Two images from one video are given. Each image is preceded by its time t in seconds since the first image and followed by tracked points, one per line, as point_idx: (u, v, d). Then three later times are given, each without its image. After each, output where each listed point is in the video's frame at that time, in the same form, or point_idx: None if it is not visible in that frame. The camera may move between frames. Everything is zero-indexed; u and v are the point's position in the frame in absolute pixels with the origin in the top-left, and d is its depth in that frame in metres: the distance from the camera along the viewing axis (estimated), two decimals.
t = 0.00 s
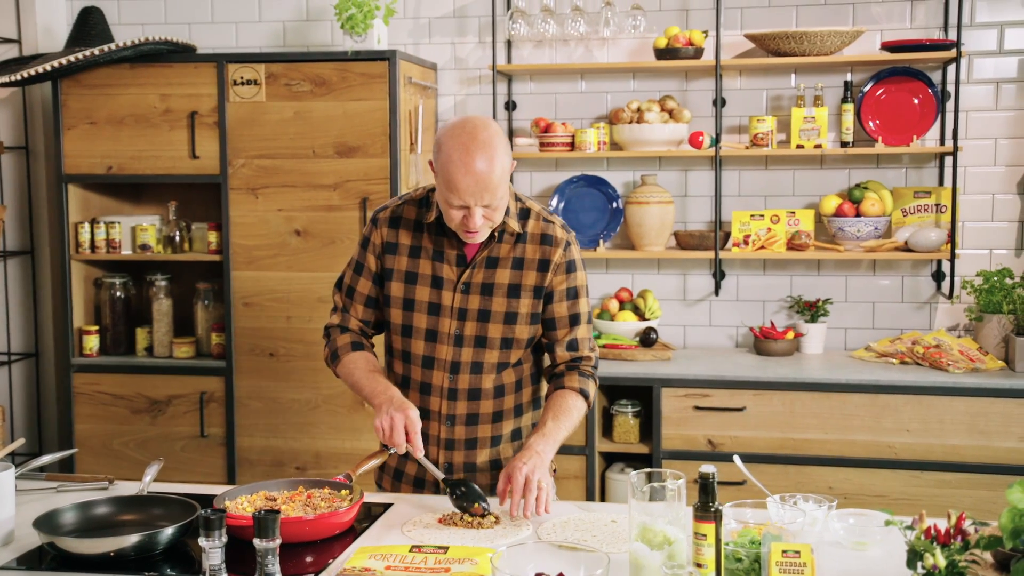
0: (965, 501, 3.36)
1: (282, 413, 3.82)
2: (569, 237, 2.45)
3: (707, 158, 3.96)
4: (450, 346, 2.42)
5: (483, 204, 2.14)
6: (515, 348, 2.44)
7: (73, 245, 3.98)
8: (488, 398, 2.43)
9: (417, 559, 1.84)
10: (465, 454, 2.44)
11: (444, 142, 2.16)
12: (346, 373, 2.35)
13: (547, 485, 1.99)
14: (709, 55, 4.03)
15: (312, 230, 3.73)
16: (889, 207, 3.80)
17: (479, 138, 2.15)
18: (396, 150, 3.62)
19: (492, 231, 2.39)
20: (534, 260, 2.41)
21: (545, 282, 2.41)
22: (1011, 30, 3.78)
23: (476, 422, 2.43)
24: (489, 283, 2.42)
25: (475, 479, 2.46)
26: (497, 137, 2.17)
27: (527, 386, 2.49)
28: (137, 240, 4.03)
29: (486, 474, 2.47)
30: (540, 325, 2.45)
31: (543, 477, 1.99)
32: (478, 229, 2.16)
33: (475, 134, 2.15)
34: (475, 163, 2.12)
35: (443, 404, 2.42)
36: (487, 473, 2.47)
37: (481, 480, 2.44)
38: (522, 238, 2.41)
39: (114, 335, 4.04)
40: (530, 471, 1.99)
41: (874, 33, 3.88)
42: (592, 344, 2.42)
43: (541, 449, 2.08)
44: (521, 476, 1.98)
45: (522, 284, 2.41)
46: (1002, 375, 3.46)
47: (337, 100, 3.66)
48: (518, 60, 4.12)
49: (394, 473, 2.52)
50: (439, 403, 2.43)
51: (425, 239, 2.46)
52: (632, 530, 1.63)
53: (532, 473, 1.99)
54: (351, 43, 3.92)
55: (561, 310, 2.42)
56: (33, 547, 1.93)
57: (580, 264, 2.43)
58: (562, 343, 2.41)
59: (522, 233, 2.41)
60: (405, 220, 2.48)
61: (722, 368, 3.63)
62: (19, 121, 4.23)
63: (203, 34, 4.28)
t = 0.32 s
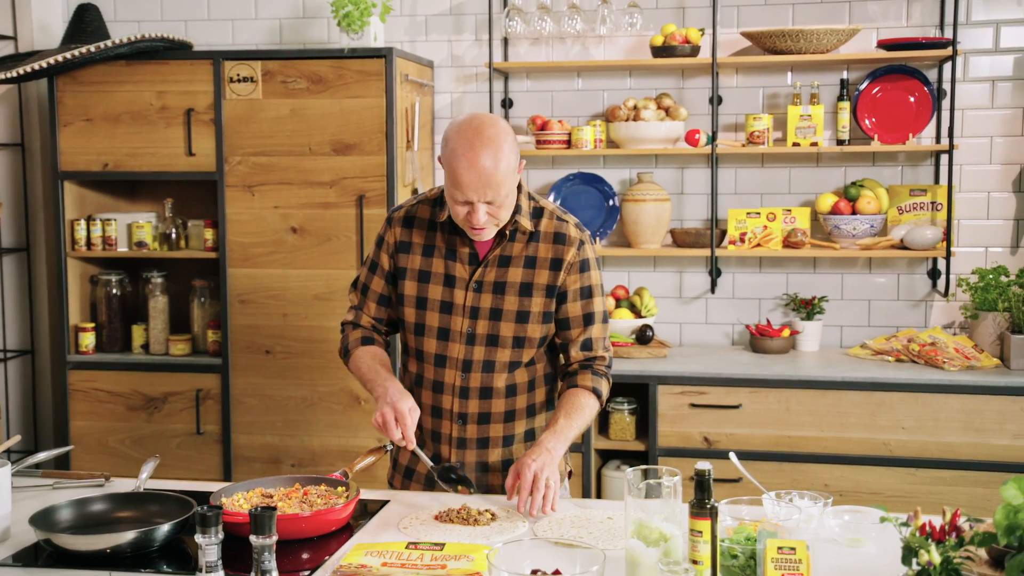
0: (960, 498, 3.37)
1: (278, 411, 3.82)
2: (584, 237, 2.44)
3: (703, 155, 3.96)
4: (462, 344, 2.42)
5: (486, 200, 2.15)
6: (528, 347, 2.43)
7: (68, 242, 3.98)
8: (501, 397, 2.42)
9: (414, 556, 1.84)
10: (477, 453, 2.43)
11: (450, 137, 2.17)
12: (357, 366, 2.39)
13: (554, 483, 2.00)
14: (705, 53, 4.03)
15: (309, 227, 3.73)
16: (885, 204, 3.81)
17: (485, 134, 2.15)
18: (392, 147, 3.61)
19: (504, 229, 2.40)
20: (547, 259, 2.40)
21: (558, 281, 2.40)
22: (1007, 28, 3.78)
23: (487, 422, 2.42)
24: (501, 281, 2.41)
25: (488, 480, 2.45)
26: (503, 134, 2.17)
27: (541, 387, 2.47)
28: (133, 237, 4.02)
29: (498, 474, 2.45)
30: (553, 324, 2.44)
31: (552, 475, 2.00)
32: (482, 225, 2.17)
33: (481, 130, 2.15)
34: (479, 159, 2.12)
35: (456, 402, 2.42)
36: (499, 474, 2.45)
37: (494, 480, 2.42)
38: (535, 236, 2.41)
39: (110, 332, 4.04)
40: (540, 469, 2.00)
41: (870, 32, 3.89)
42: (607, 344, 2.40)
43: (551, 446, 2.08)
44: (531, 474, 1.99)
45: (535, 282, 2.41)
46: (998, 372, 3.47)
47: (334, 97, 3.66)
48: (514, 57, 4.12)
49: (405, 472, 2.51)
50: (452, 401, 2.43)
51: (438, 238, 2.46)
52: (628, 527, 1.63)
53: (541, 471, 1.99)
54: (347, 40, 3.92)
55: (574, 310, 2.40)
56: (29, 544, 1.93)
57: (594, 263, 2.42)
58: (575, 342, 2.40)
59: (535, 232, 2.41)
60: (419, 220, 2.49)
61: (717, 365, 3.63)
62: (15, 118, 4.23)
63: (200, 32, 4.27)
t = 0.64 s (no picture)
0: (945, 494, 3.39)
1: (265, 407, 3.81)
2: (579, 229, 2.45)
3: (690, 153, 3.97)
4: (458, 339, 2.42)
5: (457, 188, 2.15)
6: (524, 340, 2.41)
7: (54, 238, 3.96)
8: (497, 392, 2.41)
9: (400, 552, 1.84)
10: (474, 448, 2.43)
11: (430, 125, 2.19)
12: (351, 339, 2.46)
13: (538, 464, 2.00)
14: (692, 50, 4.04)
15: (296, 223, 3.72)
16: (871, 202, 3.82)
17: (462, 123, 2.16)
18: (380, 143, 3.61)
19: (497, 222, 2.40)
20: (542, 252, 2.40)
21: (553, 274, 2.40)
22: (992, 27, 3.80)
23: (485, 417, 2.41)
24: (496, 275, 2.41)
25: (485, 477, 2.44)
26: (481, 125, 2.18)
27: (539, 383, 2.46)
28: (119, 234, 4.00)
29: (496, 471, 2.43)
30: (550, 317, 2.43)
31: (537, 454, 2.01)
32: (452, 213, 2.17)
33: (458, 119, 2.16)
34: (452, 146, 2.13)
35: (452, 397, 2.41)
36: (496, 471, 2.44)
37: (491, 477, 2.41)
38: (530, 229, 2.41)
39: (96, 329, 4.03)
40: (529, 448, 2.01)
41: (856, 30, 3.90)
42: (609, 332, 2.42)
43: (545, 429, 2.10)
44: (517, 448, 2.00)
45: (530, 275, 2.40)
46: (982, 369, 3.49)
47: (321, 94, 3.65)
48: (502, 54, 4.12)
49: (401, 470, 2.48)
50: (448, 396, 2.42)
51: (431, 234, 2.46)
52: (614, 523, 1.63)
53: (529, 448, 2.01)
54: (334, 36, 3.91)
55: (575, 302, 2.41)
56: (13, 541, 1.93)
57: (590, 255, 2.43)
58: (577, 333, 2.40)
59: (529, 224, 2.41)
60: (412, 217, 2.49)
61: (704, 362, 3.64)
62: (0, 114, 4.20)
63: (186, 27, 4.25)
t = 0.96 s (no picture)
0: (930, 491, 3.41)
1: (253, 405, 3.80)
2: (552, 209, 2.45)
3: (678, 151, 3.97)
4: (441, 330, 2.40)
5: (449, 161, 2.15)
6: (508, 325, 2.40)
7: (40, 235, 3.95)
8: (483, 380, 2.39)
9: (387, 550, 1.84)
10: (462, 441, 2.40)
11: (404, 109, 2.19)
12: (304, 361, 2.39)
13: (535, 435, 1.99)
14: (680, 48, 4.04)
15: (284, 221, 3.71)
16: (858, 200, 3.84)
17: (438, 99, 2.17)
18: (368, 141, 3.60)
19: (469, 209, 2.41)
20: (518, 235, 2.41)
21: (531, 255, 2.40)
22: (978, 26, 3.82)
23: (471, 407, 2.39)
24: (474, 262, 2.41)
25: (473, 468, 2.40)
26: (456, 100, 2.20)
27: (524, 369, 2.45)
28: (106, 231, 3.99)
29: (485, 461, 2.40)
30: (531, 299, 2.43)
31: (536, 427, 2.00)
32: (447, 190, 2.17)
33: (434, 98, 2.16)
34: (436, 124, 2.14)
35: (438, 389, 2.40)
36: (485, 461, 2.40)
37: (479, 468, 2.37)
38: (503, 213, 2.42)
39: (83, 326, 4.01)
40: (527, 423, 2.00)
41: (843, 28, 3.91)
42: (595, 304, 2.45)
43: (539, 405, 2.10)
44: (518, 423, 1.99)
45: (507, 259, 2.40)
46: (968, 367, 3.50)
47: (309, 91, 3.64)
48: (491, 52, 4.11)
49: (390, 470, 2.45)
50: (434, 388, 2.40)
51: (406, 231, 2.45)
52: (602, 521, 1.64)
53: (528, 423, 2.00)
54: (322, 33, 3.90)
55: (560, 280, 2.42)
56: None
57: (566, 232, 2.44)
58: (566, 310, 2.42)
59: (501, 209, 2.42)
60: (384, 218, 2.48)
61: (692, 360, 3.65)
62: None
63: (173, 24, 4.24)
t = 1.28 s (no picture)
0: (931, 494, 3.40)
1: (253, 406, 3.80)
2: (533, 203, 2.44)
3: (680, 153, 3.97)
4: (436, 326, 2.42)
5: (430, 130, 2.20)
6: (499, 317, 2.42)
7: (40, 236, 3.95)
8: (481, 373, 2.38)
9: (388, 552, 1.84)
10: (465, 436, 2.39)
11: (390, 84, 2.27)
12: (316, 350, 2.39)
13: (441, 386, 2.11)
14: (681, 50, 4.04)
15: (284, 222, 3.71)
16: (859, 203, 3.84)
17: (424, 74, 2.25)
18: (369, 142, 3.60)
19: (454, 204, 2.40)
20: (502, 228, 2.40)
21: (517, 247, 2.39)
22: (980, 29, 3.82)
23: (472, 401, 2.38)
24: (463, 256, 2.40)
25: (476, 463, 2.40)
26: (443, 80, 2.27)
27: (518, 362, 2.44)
28: (107, 232, 3.99)
29: (488, 456, 2.40)
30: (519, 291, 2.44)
31: (449, 381, 2.10)
32: (428, 157, 2.20)
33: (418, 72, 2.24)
34: (419, 92, 2.20)
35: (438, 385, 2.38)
36: (489, 455, 2.40)
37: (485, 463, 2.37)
38: (487, 208, 2.41)
39: (83, 327, 4.01)
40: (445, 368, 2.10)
41: (845, 31, 3.91)
42: (569, 303, 2.41)
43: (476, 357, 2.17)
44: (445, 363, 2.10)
45: (494, 251, 2.40)
46: (969, 370, 3.50)
47: (310, 92, 3.64)
48: (492, 53, 4.11)
49: (392, 473, 2.40)
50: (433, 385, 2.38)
51: (392, 230, 2.43)
52: (602, 523, 1.63)
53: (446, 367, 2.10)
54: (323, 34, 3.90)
55: (533, 275, 2.40)
56: None
57: (545, 226, 2.42)
58: (535, 305, 2.40)
59: (485, 203, 2.41)
60: (367, 219, 2.46)
61: (693, 362, 3.65)
62: None
63: (174, 25, 4.24)
